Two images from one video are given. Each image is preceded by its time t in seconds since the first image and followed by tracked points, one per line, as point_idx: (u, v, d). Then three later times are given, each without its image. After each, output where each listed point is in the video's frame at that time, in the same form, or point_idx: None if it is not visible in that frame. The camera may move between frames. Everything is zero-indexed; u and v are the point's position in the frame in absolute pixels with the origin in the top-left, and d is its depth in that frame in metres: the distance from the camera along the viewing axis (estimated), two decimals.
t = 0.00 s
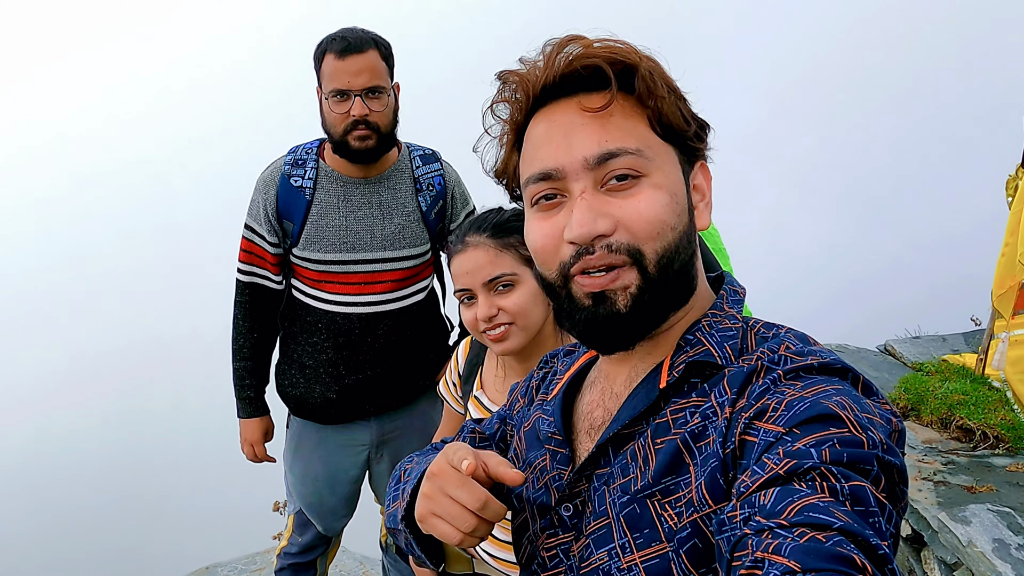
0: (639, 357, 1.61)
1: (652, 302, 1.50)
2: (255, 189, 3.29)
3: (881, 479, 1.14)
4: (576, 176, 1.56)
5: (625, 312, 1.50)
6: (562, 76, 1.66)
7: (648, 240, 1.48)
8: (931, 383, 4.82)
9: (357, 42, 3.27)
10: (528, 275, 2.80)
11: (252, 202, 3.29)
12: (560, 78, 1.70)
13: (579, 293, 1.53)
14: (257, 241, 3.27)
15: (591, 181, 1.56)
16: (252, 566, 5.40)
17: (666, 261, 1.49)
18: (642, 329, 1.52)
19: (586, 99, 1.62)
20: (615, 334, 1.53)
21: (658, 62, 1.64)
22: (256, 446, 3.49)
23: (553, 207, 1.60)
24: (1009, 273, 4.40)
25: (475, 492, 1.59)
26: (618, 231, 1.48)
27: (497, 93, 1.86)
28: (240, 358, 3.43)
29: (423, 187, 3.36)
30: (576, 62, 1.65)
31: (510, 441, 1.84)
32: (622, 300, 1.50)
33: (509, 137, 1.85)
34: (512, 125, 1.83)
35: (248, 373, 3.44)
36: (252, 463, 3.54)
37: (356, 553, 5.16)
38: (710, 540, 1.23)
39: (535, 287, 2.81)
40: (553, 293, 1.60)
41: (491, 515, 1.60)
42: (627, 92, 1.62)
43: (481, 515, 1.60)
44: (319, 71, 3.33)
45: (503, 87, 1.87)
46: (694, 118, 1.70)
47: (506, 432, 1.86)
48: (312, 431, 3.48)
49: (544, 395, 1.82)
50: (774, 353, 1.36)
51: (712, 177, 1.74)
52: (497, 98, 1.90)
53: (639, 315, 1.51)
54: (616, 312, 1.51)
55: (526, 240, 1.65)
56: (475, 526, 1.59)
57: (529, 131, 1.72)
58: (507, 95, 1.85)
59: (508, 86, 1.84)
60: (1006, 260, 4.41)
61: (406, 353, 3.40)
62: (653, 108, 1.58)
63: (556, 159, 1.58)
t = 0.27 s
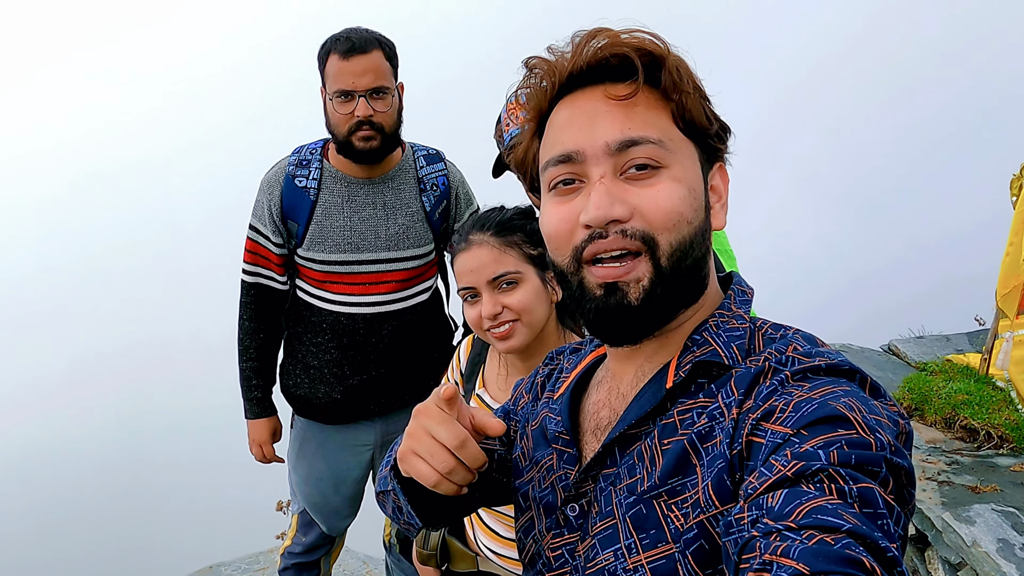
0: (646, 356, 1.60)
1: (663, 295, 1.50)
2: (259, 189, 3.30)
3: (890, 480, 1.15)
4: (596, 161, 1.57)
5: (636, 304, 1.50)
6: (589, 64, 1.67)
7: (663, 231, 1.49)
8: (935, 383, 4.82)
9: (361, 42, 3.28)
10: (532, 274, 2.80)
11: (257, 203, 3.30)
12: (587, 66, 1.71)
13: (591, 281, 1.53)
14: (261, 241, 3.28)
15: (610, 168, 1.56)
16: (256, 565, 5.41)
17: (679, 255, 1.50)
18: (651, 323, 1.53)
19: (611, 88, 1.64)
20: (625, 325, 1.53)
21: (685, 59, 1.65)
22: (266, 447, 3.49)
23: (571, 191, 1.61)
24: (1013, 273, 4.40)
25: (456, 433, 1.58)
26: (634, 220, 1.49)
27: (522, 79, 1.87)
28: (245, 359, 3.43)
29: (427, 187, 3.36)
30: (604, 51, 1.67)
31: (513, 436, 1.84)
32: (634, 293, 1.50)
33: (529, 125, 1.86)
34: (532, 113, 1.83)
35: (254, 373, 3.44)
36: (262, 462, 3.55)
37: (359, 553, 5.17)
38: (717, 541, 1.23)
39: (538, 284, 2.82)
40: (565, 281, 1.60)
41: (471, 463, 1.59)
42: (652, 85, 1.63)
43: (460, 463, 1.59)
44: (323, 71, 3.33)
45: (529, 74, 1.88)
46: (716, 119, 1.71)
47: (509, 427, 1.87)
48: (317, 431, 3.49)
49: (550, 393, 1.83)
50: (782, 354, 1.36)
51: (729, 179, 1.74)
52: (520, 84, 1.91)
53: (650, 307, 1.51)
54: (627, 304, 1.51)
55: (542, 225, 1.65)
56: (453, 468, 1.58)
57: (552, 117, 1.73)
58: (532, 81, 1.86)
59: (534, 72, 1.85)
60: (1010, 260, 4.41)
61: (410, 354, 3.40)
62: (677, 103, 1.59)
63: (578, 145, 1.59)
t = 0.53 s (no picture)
0: (658, 350, 1.60)
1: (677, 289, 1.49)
2: (265, 189, 3.31)
3: (903, 480, 1.14)
4: (615, 153, 1.56)
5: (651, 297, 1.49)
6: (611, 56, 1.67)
7: (680, 225, 1.48)
8: (941, 382, 4.81)
9: (368, 40, 3.28)
10: (537, 270, 2.80)
11: (263, 202, 3.30)
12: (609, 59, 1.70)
13: (604, 271, 1.52)
14: (267, 241, 3.29)
15: (630, 160, 1.56)
16: (261, 564, 5.42)
17: (696, 250, 1.49)
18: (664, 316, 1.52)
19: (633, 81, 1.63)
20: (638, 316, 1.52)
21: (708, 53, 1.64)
22: (267, 446, 3.51)
23: (588, 183, 1.60)
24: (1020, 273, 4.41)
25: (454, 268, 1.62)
26: (651, 212, 1.49)
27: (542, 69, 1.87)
28: (251, 358, 3.44)
29: (433, 186, 3.37)
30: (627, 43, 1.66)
31: (519, 424, 1.84)
32: (647, 282, 1.48)
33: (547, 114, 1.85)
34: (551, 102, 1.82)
35: (259, 372, 3.45)
36: (263, 461, 3.56)
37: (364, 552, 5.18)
38: (728, 538, 1.24)
39: (543, 280, 2.81)
40: (578, 270, 1.59)
41: (460, 310, 1.58)
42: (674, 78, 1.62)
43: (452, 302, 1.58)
44: (330, 69, 3.34)
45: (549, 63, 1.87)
46: (736, 115, 1.71)
47: (514, 414, 1.86)
48: (322, 431, 3.49)
49: (560, 385, 1.82)
50: (794, 351, 1.37)
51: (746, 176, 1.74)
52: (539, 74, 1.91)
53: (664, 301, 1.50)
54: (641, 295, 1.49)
55: (557, 216, 1.65)
56: (442, 309, 1.57)
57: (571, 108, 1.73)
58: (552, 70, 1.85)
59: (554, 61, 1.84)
60: (1017, 260, 4.41)
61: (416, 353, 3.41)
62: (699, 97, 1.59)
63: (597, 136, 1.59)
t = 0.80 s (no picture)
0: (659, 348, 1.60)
1: (695, 303, 1.51)
2: (269, 188, 3.31)
3: (902, 478, 1.14)
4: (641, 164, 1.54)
5: (666, 313, 1.51)
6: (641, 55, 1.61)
7: (702, 244, 1.49)
8: (945, 383, 4.80)
9: (373, 39, 3.29)
10: (534, 268, 2.79)
11: (267, 203, 3.31)
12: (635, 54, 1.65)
13: (623, 285, 1.53)
14: (271, 240, 3.29)
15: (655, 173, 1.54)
16: (264, 564, 5.43)
17: (715, 266, 1.50)
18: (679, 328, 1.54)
19: (662, 85, 1.58)
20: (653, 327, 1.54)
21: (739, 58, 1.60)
22: (275, 446, 3.51)
23: (611, 191, 1.58)
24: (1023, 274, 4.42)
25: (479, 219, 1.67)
26: (676, 231, 1.48)
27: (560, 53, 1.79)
28: (254, 357, 3.45)
29: (436, 186, 3.37)
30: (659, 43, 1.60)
31: (517, 416, 1.85)
32: (665, 300, 1.50)
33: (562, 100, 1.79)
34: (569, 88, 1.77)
35: (263, 372, 3.46)
36: (267, 461, 3.57)
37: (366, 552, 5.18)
38: (728, 534, 1.25)
39: (540, 278, 2.80)
40: (594, 277, 1.59)
41: (478, 260, 1.62)
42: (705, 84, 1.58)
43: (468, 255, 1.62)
44: (334, 68, 3.35)
45: (567, 47, 1.80)
46: (757, 118, 1.69)
47: (513, 406, 1.86)
48: (324, 430, 3.50)
49: (560, 380, 1.82)
50: (795, 348, 1.37)
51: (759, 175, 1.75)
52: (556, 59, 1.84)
53: (680, 316, 1.51)
54: (657, 310, 1.51)
55: (575, 221, 1.63)
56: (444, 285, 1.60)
57: (593, 103, 1.68)
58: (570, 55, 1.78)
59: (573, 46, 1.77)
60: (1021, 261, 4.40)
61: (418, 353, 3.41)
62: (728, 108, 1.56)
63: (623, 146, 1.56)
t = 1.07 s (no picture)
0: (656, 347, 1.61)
1: (685, 314, 1.50)
2: (268, 185, 3.31)
3: (901, 478, 1.14)
4: (627, 173, 1.52)
5: (656, 321, 1.51)
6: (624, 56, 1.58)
7: (689, 252, 1.48)
8: (946, 382, 4.79)
9: (372, 37, 3.29)
10: (531, 261, 2.80)
11: (266, 199, 3.31)
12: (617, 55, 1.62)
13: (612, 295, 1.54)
14: (270, 237, 3.29)
15: (641, 180, 1.53)
16: (264, 562, 5.43)
17: (704, 273, 1.50)
18: (672, 335, 1.53)
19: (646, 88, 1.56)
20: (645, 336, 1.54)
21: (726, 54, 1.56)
22: (272, 443, 3.51)
23: (597, 200, 1.57)
24: None
25: (446, 446, 1.58)
26: (662, 241, 1.48)
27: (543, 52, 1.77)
28: (253, 354, 3.45)
29: (435, 183, 3.37)
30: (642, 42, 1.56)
31: (513, 415, 1.85)
32: (654, 309, 1.51)
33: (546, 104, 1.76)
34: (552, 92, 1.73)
35: (262, 369, 3.46)
36: (267, 458, 3.57)
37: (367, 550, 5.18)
38: (725, 533, 1.24)
39: (536, 272, 2.82)
40: (586, 285, 1.60)
41: (457, 480, 1.58)
42: (690, 85, 1.55)
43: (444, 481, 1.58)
44: (333, 65, 3.34)
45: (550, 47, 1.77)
46: (747, 112, 1.66)
47: (509, 405, 1.86)
48: (324, 427, 3.50)
49: (555, 377, 1.83)
50: (794, 347, 1.37)
51: (753, 168, 1.73)
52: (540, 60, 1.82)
53: (670, 324, 1.52)
54: (648, 319, 1.52)
55: (564, 227, 1.63)
56: (440, 483, 1.58)
57: (575, 104, 1.65)
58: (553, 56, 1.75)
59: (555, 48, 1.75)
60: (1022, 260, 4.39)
61: (418, 350, 3.40)
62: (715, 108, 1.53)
63: (607, 151, 1.54)
